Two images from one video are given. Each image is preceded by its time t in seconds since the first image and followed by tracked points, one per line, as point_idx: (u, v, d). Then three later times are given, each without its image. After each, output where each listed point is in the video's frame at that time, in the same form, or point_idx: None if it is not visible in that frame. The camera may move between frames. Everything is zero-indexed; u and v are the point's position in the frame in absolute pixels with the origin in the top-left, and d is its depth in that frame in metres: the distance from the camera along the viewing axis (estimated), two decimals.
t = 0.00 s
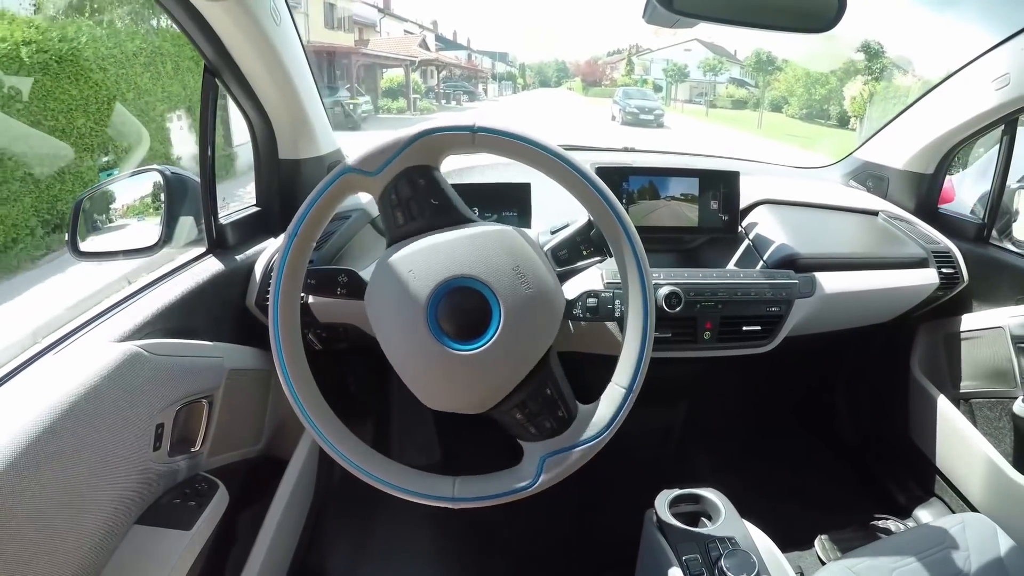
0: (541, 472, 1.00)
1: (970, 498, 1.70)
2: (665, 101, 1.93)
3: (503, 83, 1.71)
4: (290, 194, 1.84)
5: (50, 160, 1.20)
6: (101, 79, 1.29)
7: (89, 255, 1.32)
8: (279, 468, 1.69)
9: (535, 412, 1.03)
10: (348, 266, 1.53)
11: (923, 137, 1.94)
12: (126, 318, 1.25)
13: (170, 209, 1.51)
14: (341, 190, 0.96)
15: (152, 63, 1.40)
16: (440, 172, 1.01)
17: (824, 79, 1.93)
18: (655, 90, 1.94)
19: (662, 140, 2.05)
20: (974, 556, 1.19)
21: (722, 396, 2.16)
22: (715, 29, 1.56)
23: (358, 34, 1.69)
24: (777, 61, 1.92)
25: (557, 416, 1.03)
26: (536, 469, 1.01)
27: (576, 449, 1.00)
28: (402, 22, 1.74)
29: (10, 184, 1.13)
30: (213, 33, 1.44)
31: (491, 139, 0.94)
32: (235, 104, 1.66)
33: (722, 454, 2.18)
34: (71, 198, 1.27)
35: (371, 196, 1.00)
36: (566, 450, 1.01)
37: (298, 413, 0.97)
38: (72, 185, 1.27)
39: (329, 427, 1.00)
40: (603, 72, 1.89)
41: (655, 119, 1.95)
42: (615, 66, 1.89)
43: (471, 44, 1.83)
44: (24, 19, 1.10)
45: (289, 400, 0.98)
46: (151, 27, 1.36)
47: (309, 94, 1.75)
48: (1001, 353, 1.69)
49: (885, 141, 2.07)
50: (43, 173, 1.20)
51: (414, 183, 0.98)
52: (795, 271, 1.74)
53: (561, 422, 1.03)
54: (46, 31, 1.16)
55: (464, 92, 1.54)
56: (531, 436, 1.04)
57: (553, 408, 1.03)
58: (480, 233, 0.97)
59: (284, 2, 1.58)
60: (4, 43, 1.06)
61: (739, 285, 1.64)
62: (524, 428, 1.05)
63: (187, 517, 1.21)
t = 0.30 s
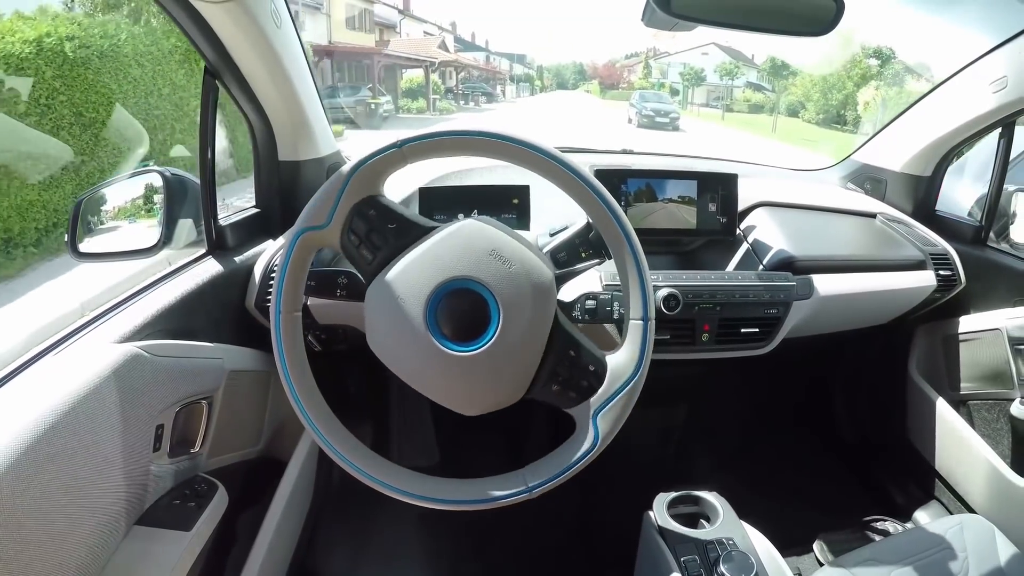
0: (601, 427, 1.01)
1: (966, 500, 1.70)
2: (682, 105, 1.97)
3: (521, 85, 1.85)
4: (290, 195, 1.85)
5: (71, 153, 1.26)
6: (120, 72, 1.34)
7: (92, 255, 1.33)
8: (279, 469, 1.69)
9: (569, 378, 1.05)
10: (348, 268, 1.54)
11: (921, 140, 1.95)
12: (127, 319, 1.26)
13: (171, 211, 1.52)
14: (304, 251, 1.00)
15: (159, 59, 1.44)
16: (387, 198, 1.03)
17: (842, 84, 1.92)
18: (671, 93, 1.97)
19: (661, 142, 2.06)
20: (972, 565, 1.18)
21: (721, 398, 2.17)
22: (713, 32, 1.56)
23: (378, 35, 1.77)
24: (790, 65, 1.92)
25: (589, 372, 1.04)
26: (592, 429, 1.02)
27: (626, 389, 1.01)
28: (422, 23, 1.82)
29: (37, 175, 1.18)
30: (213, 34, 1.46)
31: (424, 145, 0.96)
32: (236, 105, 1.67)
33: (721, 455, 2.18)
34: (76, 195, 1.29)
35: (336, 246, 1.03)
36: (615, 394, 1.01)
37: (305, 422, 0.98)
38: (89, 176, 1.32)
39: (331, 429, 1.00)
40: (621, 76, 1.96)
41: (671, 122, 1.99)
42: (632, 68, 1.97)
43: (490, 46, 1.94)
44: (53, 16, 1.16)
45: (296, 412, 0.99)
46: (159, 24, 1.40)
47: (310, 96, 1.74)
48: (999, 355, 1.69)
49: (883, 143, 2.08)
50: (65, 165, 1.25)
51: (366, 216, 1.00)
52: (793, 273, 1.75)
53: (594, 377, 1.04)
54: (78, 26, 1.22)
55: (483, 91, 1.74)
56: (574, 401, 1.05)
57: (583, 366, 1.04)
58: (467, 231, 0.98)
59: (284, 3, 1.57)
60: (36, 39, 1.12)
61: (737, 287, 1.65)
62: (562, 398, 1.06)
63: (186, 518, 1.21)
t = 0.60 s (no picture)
0: (623, 387, 1.02)
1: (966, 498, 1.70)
2: (696, 105, 1.96)
3: (536, 85, 1.90)
4: (290, 196, 1.85)
5: (70, 154, 1.22)
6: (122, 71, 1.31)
7: (89, 256, 1.32)
8: (278, 469, 1.69)
9: (582, 352, 1.05)
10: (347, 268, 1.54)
11: (921, 138, 1.95)
12: (127, 320, 1.26)
13: (170, 210, 1.52)
14: (295, 294, 1.02)
15: (162, 58, 1.43)
16: (359, 220, 1.05)
17: (856, 85, 1.96)
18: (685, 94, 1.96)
19: (661, 141, 2.06)
20: (973, 564, 1.18)
21: (722, 397, 2.17)
22: (713, 32, 1.57)
23: (395, 35, 1.83)
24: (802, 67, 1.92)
25: (599, 339, 1.05)
26: (616, 392, 1.02)
27: (639, 345, 1.03)
28: (437, 24, 1.91)
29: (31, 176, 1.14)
30: (213, 36, 1.46)
31: (384, 158, 0.97)
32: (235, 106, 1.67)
33: (721, 455, 2.18)
34: (77, 196, 1.27)
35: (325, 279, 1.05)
36: (630, 353, 1.04)
37: (309, 426, 1.00)
38: (87, 178, 1.28)
39: (332, 429, 1.01)
40: (635, 76, 1.96)
41: (683, 122, 1.98)
42: (646, 69, 1.95)
43: (506, 46, 1.95)
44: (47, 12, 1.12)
45: (300, 418, 1.00)
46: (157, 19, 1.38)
47: (309, 96, 1.74)
48: (999, 353, 1.69)
49: (883, 142, 2.08)
50: (63, 165, 1.20)
51: (345, 243, 1.02)
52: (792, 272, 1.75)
53: (603, 342, 1.05)
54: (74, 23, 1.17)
55: (499, 93, 1.79)
56: (592, 371, 1.06)
57: (593, 335, 1.05)
58: (458, 232, 0.99)
59: (284, 2, 1.57)
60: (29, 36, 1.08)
61: (737, 286, 1.65)
62: (580, 370, 1.06)
63: (187, 518, 1.21)
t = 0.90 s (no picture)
0: (633, 366, 1.02)
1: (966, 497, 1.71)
2: (711, 105, 1.95)
3: (553, 85, 1.87)
4: (290, 195, 1.84)
5: (70, 154, 1.22)
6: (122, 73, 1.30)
7: (90, 255, 1.32)
8: (279, 468, 1.69)
9: (587, 336, 1.06)
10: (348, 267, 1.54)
11: (922, 137, 1.95)
12: (128, 320, 1.26)
13: (171, 209, 1.52)
14: (295, 312, 1.04)
15: (158, 57, 1.42)
16: (350, 233, 1.06)
17: (870, 86, 1.97)
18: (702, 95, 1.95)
19: (664, 136, 2.02)
20: (974, 562, 1.19)
21: (722, 397, 2.17)
22: (714, 30, 1.57)
23: (413, 35, 1.84)
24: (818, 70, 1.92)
25: (601, 322, 1.06)
26: (625, 371, 1.03)
27: (641, 325, 1.03)
28: (455, 24, 1.90)
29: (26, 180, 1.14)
30: (215, 36, 1.46)
31: (365, 171, 0.98)
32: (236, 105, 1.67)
33: (722, 454, 2.18)
34: (76, 196, 1.27)
35: (323, 297, 1.07)
36: (634, 332, 1.03)
37: (315, 430, 1.01)
38: (86, 178, 1.28)
39: (336, 430, 1.02)
40: (652, 76, 1.92)
41: (699, 122, 1.97)
42: (664, 69, 1.89)
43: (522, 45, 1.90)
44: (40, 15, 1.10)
45: (308, 423, 1.02)
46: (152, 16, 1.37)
47: (310, 96, 1.75)
48: (1000, 351, 1.70)
49: (883, 141, 2.07)
50: (62, 166, 1.21)
51: (338, 256, 1.03)
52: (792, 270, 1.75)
53: (608, 323, 1.06)
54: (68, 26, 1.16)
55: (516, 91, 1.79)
56: (599, 354, 1.07)
57: (595, 318, 1.06)
58: (453, 232, 1.00)
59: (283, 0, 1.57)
60: (23, 40, 1.07)
61: (737, 285, 1.65)
62: (586, 354, 1.07)
63: (189, 517, 1.21)
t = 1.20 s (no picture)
0: (633, 362, 1.03)
1: (965, 495, 1.71)
2: (722, 106, 1.96)
3: (565, 85, 1.88)
4: (290, 195, 1.85)
5: (70, 154, 1.22)
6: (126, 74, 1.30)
7: (88, 255, 1.31)
8: (278, 469, 1.69)
9: (586, 334, 1.06)
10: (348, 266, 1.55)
11: (920, 136, 1.95)
12: (128, 320, 1.26)
13: (170, 210, 1.52)
14: (295, 315, 1.04)
15: (160, 56, 1.41)
16: (347, 235, 1.06)
17: (884, 88, 1.97)
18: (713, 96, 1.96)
19: (662, 137, 2.05)
20: (973, 561, 1.19)
21: (722, 396, 2.18)
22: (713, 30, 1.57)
23: (427, 35, 1.82)
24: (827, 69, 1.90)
25: (600, 318, 1.06)
26: (626, 367, 1.03)
27: (641, 321, 1.03)
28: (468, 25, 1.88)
29: (31, 180, 1.13)
30: (214, 37, 1.47)
31: (361, 172, 0.97)
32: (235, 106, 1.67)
33: (722, 454, 2.18)
34: (77, 197, 1.26)
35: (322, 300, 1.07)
36: (633, 329, 1.04)
37: (315, 430, 1.02)
38: (88, 178, 1.28)
39: (336, 431, 1.03)
40: (664, 77, 1.92)
41: (710, 123, 1.98)
42: (676, 70, 1.89)
43: (535, 46, 1.92)
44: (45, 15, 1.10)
45: (308, 424, 1.02)
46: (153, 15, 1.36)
47: (310, 96, 1.75)
48: (1000, 350, 1.70)
49: (882, 140, 2.08)
50: (63, 166, 1.20)
51: (337, 258, 1.04)
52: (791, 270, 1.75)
53: (608, 320, 1.06)
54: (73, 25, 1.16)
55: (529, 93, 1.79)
56: (599, 350, 1.07)
57: (594, 315, 1.06)
58: (452, 231, 1.00)
59: (283, 1, 1.57)
60: (34, 39, 1.08)
61: (736, 284, 1.65)
62: (586, 351, 1.07)
63: (189, 517, 1.21)
